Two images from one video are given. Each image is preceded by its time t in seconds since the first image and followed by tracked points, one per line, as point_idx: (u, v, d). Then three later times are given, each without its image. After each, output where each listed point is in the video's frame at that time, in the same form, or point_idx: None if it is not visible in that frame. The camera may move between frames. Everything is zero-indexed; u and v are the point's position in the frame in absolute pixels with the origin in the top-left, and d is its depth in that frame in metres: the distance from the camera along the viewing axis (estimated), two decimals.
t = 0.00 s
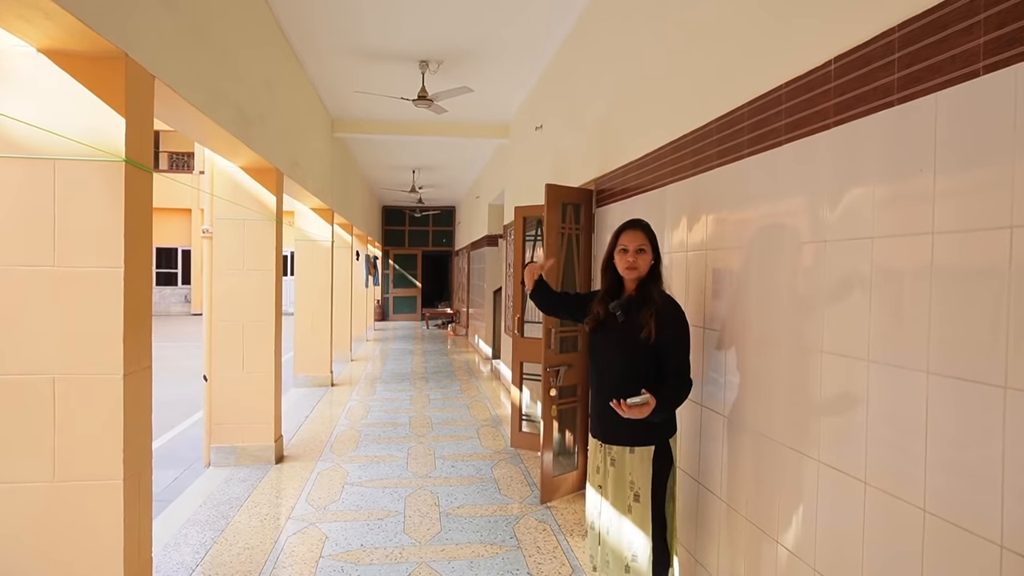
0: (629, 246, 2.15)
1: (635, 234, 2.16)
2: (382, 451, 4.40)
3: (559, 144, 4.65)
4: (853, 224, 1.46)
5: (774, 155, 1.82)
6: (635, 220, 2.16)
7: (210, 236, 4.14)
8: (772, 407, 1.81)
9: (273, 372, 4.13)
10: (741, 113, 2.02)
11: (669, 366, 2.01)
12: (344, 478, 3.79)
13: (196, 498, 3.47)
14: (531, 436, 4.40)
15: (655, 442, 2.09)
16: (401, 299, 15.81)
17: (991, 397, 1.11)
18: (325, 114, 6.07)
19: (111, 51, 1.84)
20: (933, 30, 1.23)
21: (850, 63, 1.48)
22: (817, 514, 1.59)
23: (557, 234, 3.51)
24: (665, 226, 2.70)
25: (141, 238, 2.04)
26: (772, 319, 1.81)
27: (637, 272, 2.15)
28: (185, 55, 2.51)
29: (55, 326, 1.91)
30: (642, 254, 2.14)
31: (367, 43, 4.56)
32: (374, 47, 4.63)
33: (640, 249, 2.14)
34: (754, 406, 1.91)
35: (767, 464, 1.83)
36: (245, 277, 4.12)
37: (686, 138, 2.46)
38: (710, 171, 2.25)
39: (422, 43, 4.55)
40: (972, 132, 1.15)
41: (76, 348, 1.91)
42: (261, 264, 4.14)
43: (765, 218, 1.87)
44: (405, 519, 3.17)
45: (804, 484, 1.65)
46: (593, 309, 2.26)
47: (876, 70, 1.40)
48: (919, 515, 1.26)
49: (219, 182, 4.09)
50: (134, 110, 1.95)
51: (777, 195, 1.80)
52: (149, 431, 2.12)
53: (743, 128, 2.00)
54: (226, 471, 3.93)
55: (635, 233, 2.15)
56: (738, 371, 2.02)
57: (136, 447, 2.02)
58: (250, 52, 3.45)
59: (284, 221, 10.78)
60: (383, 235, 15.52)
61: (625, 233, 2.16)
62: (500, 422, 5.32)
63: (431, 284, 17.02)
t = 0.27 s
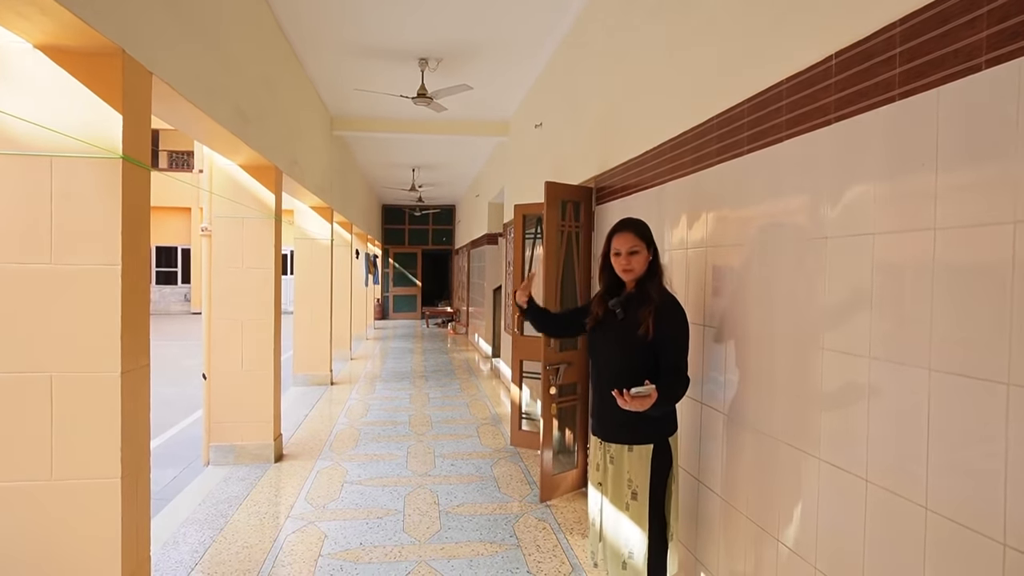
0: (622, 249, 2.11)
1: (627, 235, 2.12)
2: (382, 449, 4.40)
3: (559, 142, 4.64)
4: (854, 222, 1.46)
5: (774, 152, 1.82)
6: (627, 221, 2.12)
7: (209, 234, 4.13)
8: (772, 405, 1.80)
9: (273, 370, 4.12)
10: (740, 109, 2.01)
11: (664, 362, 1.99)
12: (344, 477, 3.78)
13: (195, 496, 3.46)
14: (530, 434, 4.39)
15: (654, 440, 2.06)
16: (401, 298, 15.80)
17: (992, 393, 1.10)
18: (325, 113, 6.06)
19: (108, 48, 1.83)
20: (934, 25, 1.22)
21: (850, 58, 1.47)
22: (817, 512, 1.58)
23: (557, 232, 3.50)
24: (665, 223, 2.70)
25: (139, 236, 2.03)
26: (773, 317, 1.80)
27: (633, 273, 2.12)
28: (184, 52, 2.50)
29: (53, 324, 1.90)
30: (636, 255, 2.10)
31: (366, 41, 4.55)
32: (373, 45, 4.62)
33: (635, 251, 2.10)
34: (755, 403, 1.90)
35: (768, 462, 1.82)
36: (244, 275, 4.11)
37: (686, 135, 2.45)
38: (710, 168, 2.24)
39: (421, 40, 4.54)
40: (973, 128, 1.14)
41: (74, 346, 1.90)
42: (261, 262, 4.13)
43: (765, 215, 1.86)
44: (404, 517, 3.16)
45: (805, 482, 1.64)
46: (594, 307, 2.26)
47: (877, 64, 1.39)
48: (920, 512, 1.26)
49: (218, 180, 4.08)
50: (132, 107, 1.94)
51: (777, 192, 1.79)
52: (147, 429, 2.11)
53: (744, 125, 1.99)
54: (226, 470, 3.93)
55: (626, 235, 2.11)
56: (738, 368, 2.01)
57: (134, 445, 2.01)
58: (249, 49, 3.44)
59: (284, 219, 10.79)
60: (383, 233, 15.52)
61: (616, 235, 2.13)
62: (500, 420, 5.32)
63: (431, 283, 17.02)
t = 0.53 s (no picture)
0: (616, 251, 2.10)
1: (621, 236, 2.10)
2: (381, 450, 4.38)
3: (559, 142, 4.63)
4: (856, 220, 1.44)
5: (775, 151, 1.80)
6: (620, 222, 2.09)
7: (208, 234, 4.11)
8: (773, 405, 1.79)
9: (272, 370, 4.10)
10: (741, 108, 2.00)
11: (664, 362, 1.98)
12: (342, 478, 3.76)
13: (193, 497, 3.45)
14: (530, 435, 4.38)
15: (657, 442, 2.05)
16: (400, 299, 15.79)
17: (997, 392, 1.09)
18: (325, 113, 6.05)
19: (105, 44, 1.82)
20: (938, 21, 1.21)
21: (852, 55, 1.46)
22: (819, 514, 1.57)
23: (557, 233, 3.49)
24: (665, 224, 2.68)
25: (136, 234, 2.02)
26: (774, 317, 1.78)
27: (629, 276, 2.10)
28: (183, 50, 2.49)
29: (49, 323, 1.88)
30: (630, 257, 2.08)
31: (366, 42, 4.54)
32: (373, 45, 4.61)
33: (629, 254, 2.08)
34: (756, 404, 1.89)
35: (769, 463, 1.81)
36: (243, 275, 4.10)
37: (686, 134, 2.44)
38: (711, 167, 2.23)
39: (421, 40, 4.53)
40: (977, 124, 1.13)
41: (71, 345, 1.89)
42: (260, 262, 4.12)
43: (766, 215, 1.85)
44: (403, 518, 3.14)
45: (807, 483, 1.62)
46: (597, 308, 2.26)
47: (880, 62, 1.37)
48: (924, 513, 1.24)
49: (217, 179, 4.07)
50: (129, 105, 1.93)
51: (779, 191, 1.78)
52: (145, 428, 2.09)
53: (745, 123, 1.98)
54: (224, 471, 3.91)
55: (619, 237, 2.09)
56: (739, 369, 2.00)
57: (131, 444, 2.00)
58: (248, 48, 3.43)
59: (284, 220, 10.76)
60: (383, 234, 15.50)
61: (611, 237, 2.12)
62: (499, 421, 5.30)
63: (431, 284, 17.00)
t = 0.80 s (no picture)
0: (599, 250, 2.09)
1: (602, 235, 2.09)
2: (382, 449, 4.37)
3: (560, 139, 4.61)
4: (864, 212, 1.42)
5: (780, 144, 1.78)
6: (600, 222, 2.08)
7: (208, 232, 4.11)
8: (778, 402, 1.77)
9: (272, 369, 4.09)
10: (745, 101, 1.98)
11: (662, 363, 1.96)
12: (343, 477, 3.75)
13: (193, 497, 3.43)
14: (531, 433, 4.36)
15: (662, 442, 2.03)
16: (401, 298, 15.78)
17: (1009, 385, 1.07)
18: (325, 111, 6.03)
19: (102, 38, 1.80)
20: (948, 7, 1.19)
21: (859, 44, 1.44)
22: (826, 511, 1.55)
23: (557, 230, 3.47)
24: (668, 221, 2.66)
25: (135, 230, 2.00)
26: (779, 311, 1.77)
27: (616, 274, 2.10)
28: (181, 46, 2.47)
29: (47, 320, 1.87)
30: (613, 255, 2.07)
31: (365, 39, 4.52)
32: (373, 43, 4.59)
33: (610, 252, 2.07)
34: (761, 402, 1.86)
35: (774, 460, 1.79)
36: (243, 274, 4.08)
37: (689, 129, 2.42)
38: (714, 162, 2.20)
39: (422, 38, 4.51)
40: (988, 113, 1.11)
41: (68, 342, 1.87)
42: (260, 260, 4.11)
43: (770, 210, 1.83)
44: (405, 517, 3.12)
45: (812, 480, 1.61)
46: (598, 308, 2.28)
47: (887, 50, 1.36)
48: (933, 508, 1.22)
49: (216, 176, 4.07)
50: (126, 100, 1.91)
51: (784, 185, 1.76)
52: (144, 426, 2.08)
53: (749, 116, 1.96)
54: (224, 470, 3.89)
55: (600, 236, 2.08)
56: (744, 365, 1.98)
57: (130, 443, 1.98)
58: (247, 45, 3.41)
59: (284, 220, 10.74)
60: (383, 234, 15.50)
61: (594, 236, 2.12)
62: (500, 420, 5.28)
63: (431, 283, 16.99)
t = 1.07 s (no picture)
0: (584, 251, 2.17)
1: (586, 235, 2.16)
2: (382, 448, 4.36)
3: (560, 138, 4.60)
4: (867, 207, 1.41)
5: (783, 140, 1.77)
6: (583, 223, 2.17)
7: (208, 231, 4.10)
8: (780, 399, 1.75)
9: (272, 368, 4.08)
10: (747, 97, 1.97)
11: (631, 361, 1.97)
12: (343, 476, 3.74)
13: (192, 495, 3.42)
14: (531, 433, 4.35)
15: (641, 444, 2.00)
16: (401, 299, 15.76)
17: (1016, 380, 1.06)
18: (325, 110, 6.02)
19: (100, 33, 1.79)
20: None
21: (862, 38, 1.43)
22: (829, 509, 1.54)
23: (558, 228, 3.46)
24: (670, 219, 2.64)
25: (134, 226, 1.99)
26: (781, 308, 1.76)
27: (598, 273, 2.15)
28: (181, 42, 2.46)
29: (45, 317, 1.86)
30: (593, 254, 2.13)
31: (365, 37, 4.52)
32: (373, 41, 4.58)
33: (591, 250, 2.15)
34: (762, 399, 1.85)
35: (776, 458, 1.78)
36: (242, 272, 4.08)
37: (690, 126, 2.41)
38: (715, 160, 2.19)
39: (422, 36, 4.50)
40: (994, 105, 1.10)
41: (66, 339, 1.86)
42: (260, 259, 4.10)
43: (773, 206, 1.82)
44: (404, 516, 3.11)
45: (815, 478, 1.59)
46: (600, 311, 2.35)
47: (891, 43, 1.35)
48: (939, 505, 1.21)
49: (216, 174, 4.05)
50: (125, 96, 1.90)
51: (786, 181, 1.75)
52: (142, 424, 2.07)
53: (751, 112, 1.95)
54: (224, 469, 3.88)
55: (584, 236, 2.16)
56: (745, 362, 1.97)
57: (128, 440, 1.97)
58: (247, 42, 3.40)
59: (285, 220, 10.74)
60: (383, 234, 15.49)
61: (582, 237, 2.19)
62: (500, 420, 5.27)
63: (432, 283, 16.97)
